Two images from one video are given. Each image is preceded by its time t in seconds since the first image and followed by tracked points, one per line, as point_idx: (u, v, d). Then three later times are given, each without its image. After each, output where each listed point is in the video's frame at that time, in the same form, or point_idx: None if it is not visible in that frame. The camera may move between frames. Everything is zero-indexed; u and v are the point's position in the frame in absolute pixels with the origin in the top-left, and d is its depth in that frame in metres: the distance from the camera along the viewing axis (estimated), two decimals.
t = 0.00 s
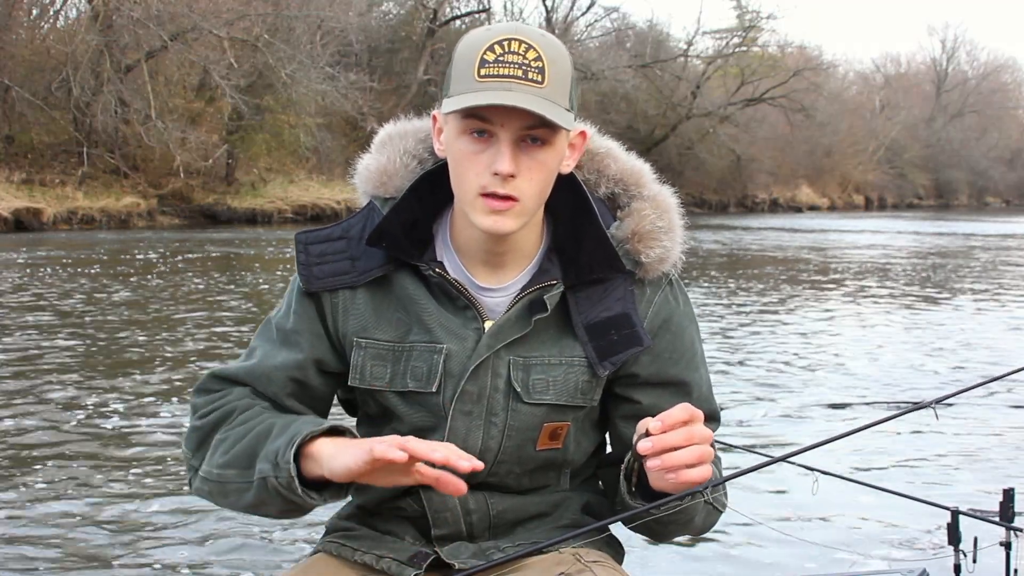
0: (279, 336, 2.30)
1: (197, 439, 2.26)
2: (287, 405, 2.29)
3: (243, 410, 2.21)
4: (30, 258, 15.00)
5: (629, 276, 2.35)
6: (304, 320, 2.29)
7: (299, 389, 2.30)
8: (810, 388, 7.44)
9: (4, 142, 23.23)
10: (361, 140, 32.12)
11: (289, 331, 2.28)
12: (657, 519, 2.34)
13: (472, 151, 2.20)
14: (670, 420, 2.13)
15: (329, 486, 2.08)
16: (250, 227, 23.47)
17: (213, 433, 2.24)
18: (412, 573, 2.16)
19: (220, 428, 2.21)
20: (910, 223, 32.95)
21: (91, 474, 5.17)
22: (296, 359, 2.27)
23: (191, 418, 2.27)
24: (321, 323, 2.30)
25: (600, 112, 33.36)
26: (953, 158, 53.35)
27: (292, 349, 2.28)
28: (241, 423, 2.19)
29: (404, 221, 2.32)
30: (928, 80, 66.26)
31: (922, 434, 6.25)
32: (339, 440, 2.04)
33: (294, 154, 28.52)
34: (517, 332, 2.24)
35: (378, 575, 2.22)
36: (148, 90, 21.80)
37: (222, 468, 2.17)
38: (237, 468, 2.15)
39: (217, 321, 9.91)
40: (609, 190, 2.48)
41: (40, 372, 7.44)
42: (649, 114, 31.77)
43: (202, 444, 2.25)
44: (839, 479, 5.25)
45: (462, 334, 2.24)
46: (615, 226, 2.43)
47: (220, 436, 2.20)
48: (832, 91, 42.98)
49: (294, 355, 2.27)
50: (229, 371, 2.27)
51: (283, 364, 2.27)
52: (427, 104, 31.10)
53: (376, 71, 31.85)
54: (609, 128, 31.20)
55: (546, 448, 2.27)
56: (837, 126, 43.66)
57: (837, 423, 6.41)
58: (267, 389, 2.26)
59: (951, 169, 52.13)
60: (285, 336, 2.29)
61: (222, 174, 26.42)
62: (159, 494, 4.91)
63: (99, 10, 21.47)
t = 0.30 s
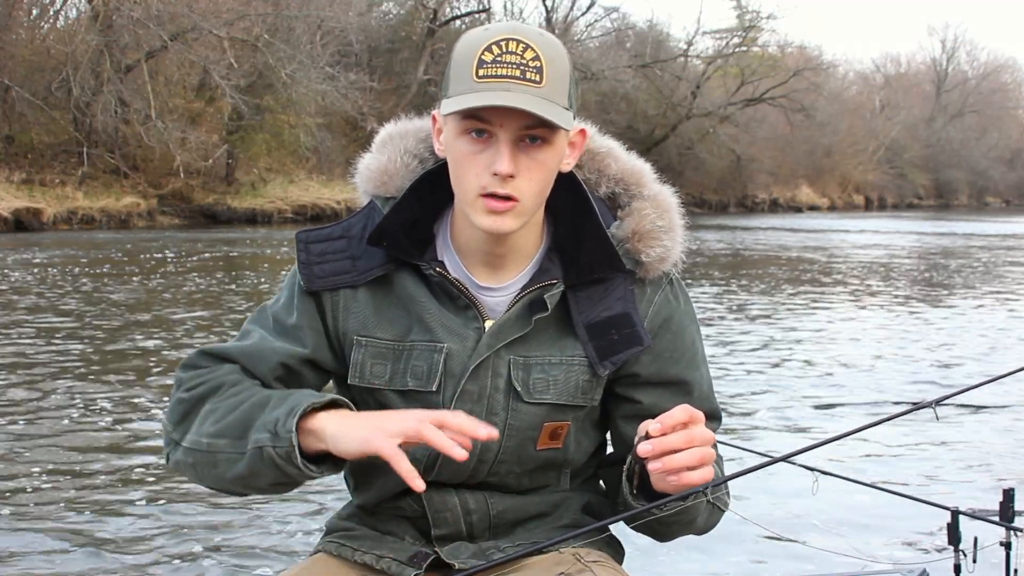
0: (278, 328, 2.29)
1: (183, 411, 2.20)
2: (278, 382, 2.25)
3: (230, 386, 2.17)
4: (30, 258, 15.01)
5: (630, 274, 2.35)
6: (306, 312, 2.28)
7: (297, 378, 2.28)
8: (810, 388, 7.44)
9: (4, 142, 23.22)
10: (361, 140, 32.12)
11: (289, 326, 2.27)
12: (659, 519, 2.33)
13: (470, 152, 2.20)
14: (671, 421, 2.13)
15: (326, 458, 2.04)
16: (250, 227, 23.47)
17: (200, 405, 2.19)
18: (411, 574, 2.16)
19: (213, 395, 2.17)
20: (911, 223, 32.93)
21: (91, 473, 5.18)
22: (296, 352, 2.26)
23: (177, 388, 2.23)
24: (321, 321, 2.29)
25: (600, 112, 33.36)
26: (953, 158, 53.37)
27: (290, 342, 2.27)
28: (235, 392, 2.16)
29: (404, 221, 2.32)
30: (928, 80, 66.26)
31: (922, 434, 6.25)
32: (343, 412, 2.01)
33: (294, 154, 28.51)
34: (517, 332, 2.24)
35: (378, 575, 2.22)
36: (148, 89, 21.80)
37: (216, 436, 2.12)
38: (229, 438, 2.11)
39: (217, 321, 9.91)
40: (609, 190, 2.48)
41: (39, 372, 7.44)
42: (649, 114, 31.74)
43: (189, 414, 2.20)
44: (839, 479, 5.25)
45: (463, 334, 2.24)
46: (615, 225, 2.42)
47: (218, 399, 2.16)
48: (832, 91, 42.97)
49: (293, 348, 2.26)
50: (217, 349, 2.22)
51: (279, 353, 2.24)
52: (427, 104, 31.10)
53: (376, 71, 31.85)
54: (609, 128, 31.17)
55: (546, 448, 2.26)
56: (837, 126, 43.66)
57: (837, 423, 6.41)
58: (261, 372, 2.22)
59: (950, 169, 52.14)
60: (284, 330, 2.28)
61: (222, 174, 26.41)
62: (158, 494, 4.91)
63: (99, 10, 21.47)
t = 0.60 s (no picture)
0: (279, 328, 2.29)
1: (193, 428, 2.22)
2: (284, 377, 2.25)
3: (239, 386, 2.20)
4: (29, 258, 15.01)
5: (631, 275, 2.35)
6: (307, 310, 2.28)
7: (300, 380, 2.28)
8: (810, 388, 7.44)
9: (4, 142, 23.21)
10: (361, 140, 32.12)
11: (289, 325, 2.27)
12: (660, 518, 2.34)
13: (477, 161, 2.19)
14: (676, 423, 2.14)
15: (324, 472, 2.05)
16: (250, 227, 23.48)
17: (204, 425, 2.21)
18: (412, 574, 2.16)
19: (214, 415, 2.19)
20: (911, 223, 32.93)
21: (90, 474, 5.17)
22: (298, 352, 2.26)
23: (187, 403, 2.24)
24: (321, 320, 2.30)
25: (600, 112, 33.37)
26: (953, 158, 53.38)
27: (292, 342, 2.27)
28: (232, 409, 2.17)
29: (405, 220, 2.32)
30: (928, 80, 66.27)
31: (922, 434, 6.25)
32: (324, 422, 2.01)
33: (294, 154, 28.50)
34: (518, 331, 2.24)
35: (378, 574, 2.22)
36: (149, 90, 21.81)
37: (216, 462, 2.15)
38: (230, 461, 2.13)
39: (217, 321, 9.90)
40: (611, 191, 2.48)
41: (39, 372, 7.43)
42: (649, 114, 31.73)
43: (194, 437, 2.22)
44: (839, 479, 5.25)
45: (463, 333, 2.24)
46: (616, 226, 2.42)
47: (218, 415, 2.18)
48: (832, 92, 42.99)
49: (295, 350, 2.26)
50: (221, 360, 2.23)
51: (280, 352, 2.24)
52: (427, 104, 31.10)
53: (376, 71, 31.84)
54: (609, 128, 31.15)
55: (547, 447, 2.26)
56: (837, 126, 43.67)
57: (836, 423, 6.41)
58: (260, 374, 2.22)
59: (951, 169, 52.17)
60: (285, 330, 2.28)
61: (222, 174, 26.40)
62: (156, 494, 4.91)
63: (99, 10, 21.45)
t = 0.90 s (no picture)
0: (288, 341, 2.27)
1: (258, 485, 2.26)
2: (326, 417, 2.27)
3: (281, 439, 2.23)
4: (29, 258, 15.00)
5: (627, 274, 2.35)
6: (311, 317, 2.27)
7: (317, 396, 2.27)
8: (810, 388, 7.44)
9: (4, 142, 23.19)
10: (361, 140, 32.12)
11: (296, 333, 2.26)
12: (658, 516, 2.33)
13: (477, 173, 2.18)
14: (676, 420, 2.14)
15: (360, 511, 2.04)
16: (251, 227, 23.47)
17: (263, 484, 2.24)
18: (411, 573, 2.15)
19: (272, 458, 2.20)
20: (911, 223, 32.91)
21: (91, 474, 5.16)
22: (305, 363, 2.26)
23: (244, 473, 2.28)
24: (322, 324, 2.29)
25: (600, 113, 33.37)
26: (953, 158, 53.40)
27: (299, 352, 2.26)
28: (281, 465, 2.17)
29: (400, 223, 2.31)
30: (928, 80, 66.25)
31: (921, 433, 6.25)
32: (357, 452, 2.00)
33: (294, 154, 28.49)
34: (515, 331, 2.24)
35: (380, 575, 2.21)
36: (149, 89, 21.82)
37: (280, 522, 2.16)
38: (289, 518, 2.14)
39: (216, 322, 9.90)
40: (605, 189, 2.48)
41: (37, 372, 7.42)
42: (649, 114, 31.73)
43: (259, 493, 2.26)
44: (839, 479, 5.25)
45: (461, 334, 2.23)
46: (612, 225, 2.42)
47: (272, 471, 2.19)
48: (832, 92, 42.99)
49: (309, 362, 2.26)
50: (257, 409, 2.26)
51: (300, 374, 2.25)
52: (427, 104, 31.11)
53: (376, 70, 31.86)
54: (609, 129, 31.12)
55: (545, 446, 2.27)
56: (837, 126, 43.67)
57: (837, 423, 6.40)
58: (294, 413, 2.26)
59: (951, 168, 52.16)
60: (294, 343, 2.27)
61: (222, 174, 26.38)
62: (154, 494, 4.90)
63: (99, 10, 21.46)
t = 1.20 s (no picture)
0: (291, 337, 2.27)
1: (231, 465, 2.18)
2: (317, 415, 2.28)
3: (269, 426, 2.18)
4: (29, 258, 15.00)
5: (627, 276, 2.36)
6: (313, 317, 2.28)
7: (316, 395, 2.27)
8: (810, 388, 7.44)
9: (4, 142, 23.18)
10: (361, 140, 32.13)
11: (300, 332, 2.26)
12: (658, 518, 2.34)
13: (474, 163, 2.19)
14: (673, 420, 2.14)
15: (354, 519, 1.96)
16: (251, 227, 23.48)
17: (234, 467, 2.17)
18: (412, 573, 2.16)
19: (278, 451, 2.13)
20: (911, 223, 32.90)
21: (94, 473, 5.18)
22: (307, 362, 2.26)
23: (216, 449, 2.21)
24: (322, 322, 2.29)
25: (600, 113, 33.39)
26: (952, 158, 53.42)
27: (304, 350, 2.26)
28: (269, 455, 2.13)
29: (402, 223, 2.32)
30: (928, 80, 66.24)
31: (921, 433, 6.26)
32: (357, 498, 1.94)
33: (293, 154, 28.49)
34: (516, 332, 2.24)
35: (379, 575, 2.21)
36: (148, 90, 21.83)
37: (248, 507, 2.08)
38: (260, 510, 2.06)
39: (217, 322, 9.91)
40: (605, 190, 2.48)
41: (38, 372, 7.43)
42: (649, 114, 31.74)
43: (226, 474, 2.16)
44: (839, 480, 5.25)
45: (461, 335, 2.24)
46: (612, 225, 2.42)
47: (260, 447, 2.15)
48: (832, 92, 43.00)
49: (312, 360, 2.26)
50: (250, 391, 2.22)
51: (304, 369, 2.25)
52: (427, 105, 31.15)
53: (376, 70, 31.86)
54: (609, 129, 31.15)
55: (546, 447, 2.27)
56: (837, 126, 43.69)
57: (837, 423, 6.41)
58: (287, 402, 2.23)
59: (950, 168, 52.20)
60: (296, 339, 2.27)
61: (222, 174, 26.38)
62: (156, 493, 4.91)
63: (99, 10, 21.47)
